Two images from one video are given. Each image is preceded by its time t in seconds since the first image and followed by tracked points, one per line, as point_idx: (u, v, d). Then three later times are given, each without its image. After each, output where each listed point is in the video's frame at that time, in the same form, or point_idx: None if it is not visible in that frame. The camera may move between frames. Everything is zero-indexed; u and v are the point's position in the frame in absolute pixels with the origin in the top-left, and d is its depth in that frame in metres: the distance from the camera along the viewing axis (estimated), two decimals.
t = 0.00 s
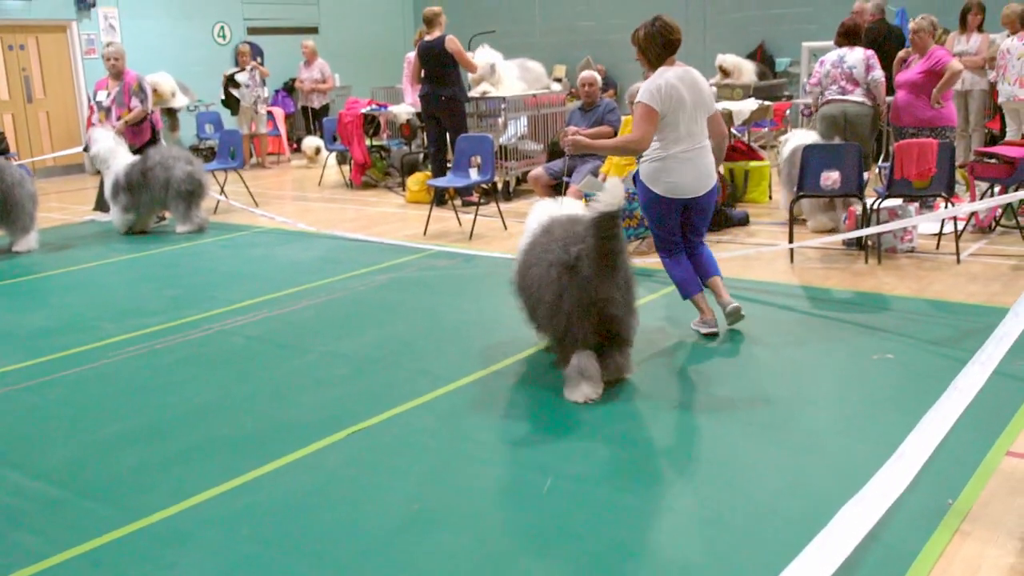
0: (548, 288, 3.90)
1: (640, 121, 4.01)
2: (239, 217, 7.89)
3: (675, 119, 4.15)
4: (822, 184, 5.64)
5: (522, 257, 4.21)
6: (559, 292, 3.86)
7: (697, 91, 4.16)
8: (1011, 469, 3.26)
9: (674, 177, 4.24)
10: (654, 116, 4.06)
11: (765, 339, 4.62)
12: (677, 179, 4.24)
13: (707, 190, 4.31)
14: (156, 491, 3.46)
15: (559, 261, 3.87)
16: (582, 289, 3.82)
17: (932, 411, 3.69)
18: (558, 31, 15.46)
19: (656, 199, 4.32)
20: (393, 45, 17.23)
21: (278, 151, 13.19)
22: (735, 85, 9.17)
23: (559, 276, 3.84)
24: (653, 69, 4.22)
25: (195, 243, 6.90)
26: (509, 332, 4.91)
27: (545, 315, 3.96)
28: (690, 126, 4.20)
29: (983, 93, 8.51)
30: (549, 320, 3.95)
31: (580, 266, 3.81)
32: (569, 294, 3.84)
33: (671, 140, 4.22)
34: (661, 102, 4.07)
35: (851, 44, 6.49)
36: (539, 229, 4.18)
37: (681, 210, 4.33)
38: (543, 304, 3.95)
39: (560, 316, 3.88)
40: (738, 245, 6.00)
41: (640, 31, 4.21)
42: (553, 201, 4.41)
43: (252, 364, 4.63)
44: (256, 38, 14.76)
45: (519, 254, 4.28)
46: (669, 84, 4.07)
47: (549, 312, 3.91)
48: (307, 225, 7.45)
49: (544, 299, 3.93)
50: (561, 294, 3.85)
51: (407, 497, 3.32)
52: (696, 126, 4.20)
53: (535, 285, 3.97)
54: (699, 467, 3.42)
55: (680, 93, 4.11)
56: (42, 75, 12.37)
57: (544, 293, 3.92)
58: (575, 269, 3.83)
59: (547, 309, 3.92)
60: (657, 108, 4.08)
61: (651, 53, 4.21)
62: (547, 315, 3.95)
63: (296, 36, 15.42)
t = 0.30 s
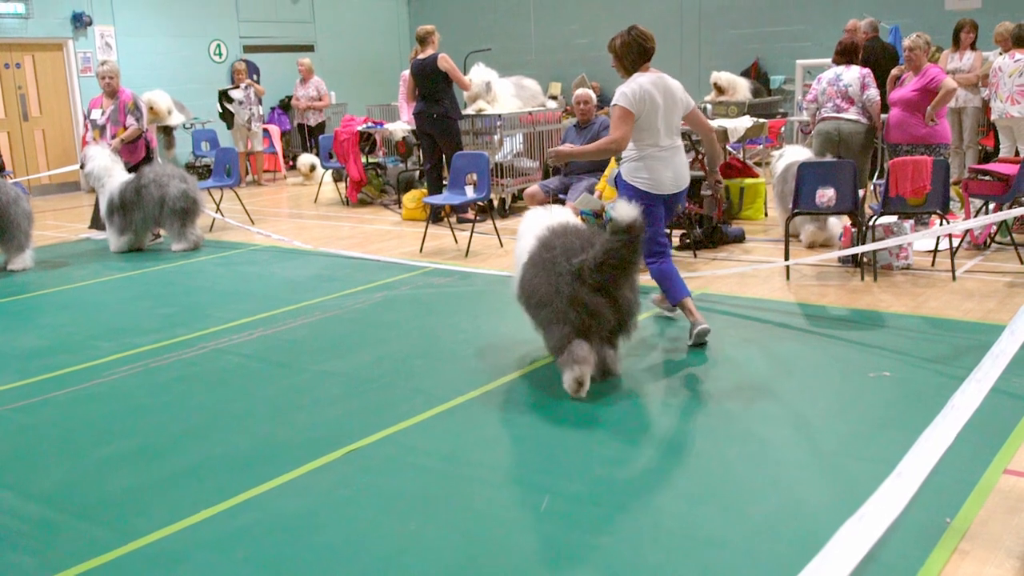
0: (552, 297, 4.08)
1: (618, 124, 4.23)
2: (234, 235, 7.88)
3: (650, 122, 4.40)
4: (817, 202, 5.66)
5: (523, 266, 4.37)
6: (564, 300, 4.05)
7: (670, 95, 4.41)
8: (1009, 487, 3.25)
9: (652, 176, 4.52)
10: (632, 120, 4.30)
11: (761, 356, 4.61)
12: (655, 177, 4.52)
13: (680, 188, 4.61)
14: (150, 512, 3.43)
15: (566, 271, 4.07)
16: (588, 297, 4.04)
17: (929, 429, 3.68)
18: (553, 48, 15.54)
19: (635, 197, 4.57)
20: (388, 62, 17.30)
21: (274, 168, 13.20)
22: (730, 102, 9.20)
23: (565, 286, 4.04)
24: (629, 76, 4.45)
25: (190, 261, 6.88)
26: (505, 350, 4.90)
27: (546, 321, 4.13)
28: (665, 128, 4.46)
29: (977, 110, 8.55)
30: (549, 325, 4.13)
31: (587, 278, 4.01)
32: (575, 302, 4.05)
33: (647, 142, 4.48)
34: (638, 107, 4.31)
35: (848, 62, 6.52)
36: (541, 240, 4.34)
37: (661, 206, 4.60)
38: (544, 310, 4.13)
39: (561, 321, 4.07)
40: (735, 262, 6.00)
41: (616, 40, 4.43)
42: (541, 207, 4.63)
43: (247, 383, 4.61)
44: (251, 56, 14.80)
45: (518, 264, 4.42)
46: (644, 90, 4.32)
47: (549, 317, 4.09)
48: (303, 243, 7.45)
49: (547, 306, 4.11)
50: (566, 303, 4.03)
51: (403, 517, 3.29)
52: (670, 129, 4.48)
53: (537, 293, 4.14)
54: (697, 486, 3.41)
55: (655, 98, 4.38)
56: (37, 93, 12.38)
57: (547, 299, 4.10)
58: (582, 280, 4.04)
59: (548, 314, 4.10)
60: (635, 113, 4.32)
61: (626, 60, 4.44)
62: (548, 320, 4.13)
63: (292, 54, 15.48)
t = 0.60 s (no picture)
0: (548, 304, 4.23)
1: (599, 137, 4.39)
2: (233, 249, 7.88)
3: (629, 136, 4.56)
4: (816, 218, 5.66)
5: (518, 270, 4.54)
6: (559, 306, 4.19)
7: (648, 111, 4.57)
8: (1008, 504, 3.24)
9: (628, 187, 4.68)
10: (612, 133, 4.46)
11: (760, 373, 4.60)
12: (630, 188, 4.67)
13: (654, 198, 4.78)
14: (147, 526, 3.41)
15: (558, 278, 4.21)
16: (581, 303, 4.16)
17: (928, 446, 3.67)
18: (552, 64, 15.61)
19: (612, 205, 4.73)
20: (388, 77, 17.35)
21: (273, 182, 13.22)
22: (728, 118, 9.23)
23: (559, 294, 4.18)
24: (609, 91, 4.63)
25: (188, 275, 6.87)
26: (503, 365, 4.89)
27: (546, 325, 4.32)
28: (643, 141, 4.62)
29: (975, 127, 8.57)
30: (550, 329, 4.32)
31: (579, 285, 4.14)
32: (569, 308, 4.18)
33: (624, 154, 4.64)
34: (618, 121, 4.47)
35: (853, 80, 6.50)
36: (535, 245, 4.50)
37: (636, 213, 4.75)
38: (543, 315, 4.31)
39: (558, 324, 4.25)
40: (733, 277, 6.00)
41: (600, 56, 4.60)
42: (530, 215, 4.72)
43: (244, 398, 4.59)
44: (251, 70, 14.84)
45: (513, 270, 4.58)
46: (624, 105, 4.48)
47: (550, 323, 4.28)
48: (301, 257, 7.44)
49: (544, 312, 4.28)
50: (561, 309, 4.18)
51: (400, 533, 3.27)
52: (648, 141, 4.62)
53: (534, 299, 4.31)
54: (695, 502, 3.39)
55: (634, 112, 4.53)
56: (37, 107, 12.41)
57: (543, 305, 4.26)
58: (575, 286, 4.17)
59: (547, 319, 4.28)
60: (615, 124, 4.47)
61: (607, 75, 4.60)
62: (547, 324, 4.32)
63: (292, 68, 15.53)
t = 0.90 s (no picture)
0: (551, 294, 4.45)
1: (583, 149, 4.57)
2: (236, 253, 7.88)
3: (614, 148, 4.75)
4: (820, 226, 5.65)
5: (520, 265, 4.77)
6: (562, 296, 4.41)
7: (632, 124, 4.79)
8: (1012, 515, 3.23)
9: (613, 197, 4.87)
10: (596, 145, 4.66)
11: (763, 381, 4.59)
12: (615, 198, 4.86)
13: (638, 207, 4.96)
14: (150, 530, 3.40)
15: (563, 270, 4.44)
16: (584, 295, 4.37)
17: (932, 456, 3.65)
18: (556, 70, 15.64)
19: (597, 214, 4.93)
20: (392, 83, 17.39)
21: (277, 187, 13.23)
22: (733, 125, 9.22)
23: (564, 285, 4.40)
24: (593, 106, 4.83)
25: (191, 279, 6.87)
26: (505, 371, 4.88)
27: (549, 316, 4.52)
28: (626, 153, 4.82)
29: (979, 135, 8.57)
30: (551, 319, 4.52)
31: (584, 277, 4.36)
32: (573, 298, 4.39)
33: (609, 165, 4.83)
34: (602, 133, 4.67)
35: (863, 87, 6.48)
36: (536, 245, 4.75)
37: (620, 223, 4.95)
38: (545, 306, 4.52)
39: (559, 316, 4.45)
40: (737, 284, 5.99)
41: (585, 70, 4.81)
42: (521, 214, 5.06)
43: (247, 402, 4.58)
44: (256, 75, 14.86)
45: (515, 270, 4.80)
46: (607, 118, 4.68)
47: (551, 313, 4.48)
48: (305, 262, 7.45)
49: (547, 302, 4.48)
50: (566, 299, 4.39)
51: (402, 538, 3.27)
52: (631, 155, 4.84)
53: (537, 291, 4.52)
54: (699, 510, 3.38)
55: (620, 125, 4.74)
56: (42, 110, 12.43)
57: (546, 296, 4.48)
58: (580, 278, 4.39)
59: (549, 310, 4.48)
60: (602, 136, 4.66)
61: (593, 90, 4.81)
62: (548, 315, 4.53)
63: (296, 73, 15.57)
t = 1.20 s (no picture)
0: (561, 287, 4.68)
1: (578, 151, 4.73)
2: (247, 259, 7.91)
3: (603, 148, 4.94)
4: (830, 235, 5.64)
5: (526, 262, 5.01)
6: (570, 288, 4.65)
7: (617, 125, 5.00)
8: None
9: (600, 196, 5.05)
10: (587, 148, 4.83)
11: (774, 390, 4.57)
12: (602, 197, 5.04)
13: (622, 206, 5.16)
14: (159, 537, 3.40)
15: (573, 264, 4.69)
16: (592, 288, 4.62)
17: (944, 466, 3.63)
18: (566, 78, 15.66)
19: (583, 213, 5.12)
20: (402, 90, 17.42)
21: (287, 194, 13.27)
22: (743, 133, 9.22)
23: (574, 277, 4.64)
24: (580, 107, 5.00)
25: (202, 286, 6.89)
26: (515, 379, 4.88)
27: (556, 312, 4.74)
28: (611, 154, 5.01)
29: (991, 144, 8.55)
30: (557, 312, 4.74)
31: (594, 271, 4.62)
32: (581, 291, 4.63)
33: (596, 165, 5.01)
34: (593, 135, 4.84)
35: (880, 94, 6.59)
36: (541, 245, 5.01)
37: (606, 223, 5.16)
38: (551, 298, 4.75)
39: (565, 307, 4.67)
40: (747, 292, 5.98)
41: (573, 73, 4.96)
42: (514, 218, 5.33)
43: (257, 409, 4.59)
44: (267, 82, 14.93)
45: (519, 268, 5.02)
46: (597, 120, 4.86)
47: (557, 305, 4.71)
48: (315, 268, 7.46)
49: (555, 295, 4.72)
50: (574, 294, 4.62)
51: (412, 546, 3.26)
52: (616, 154, 5.04)
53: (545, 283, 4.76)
54: (710, 519, 3.37)
55: (607, 126, 4.93)
56: (55, 116, 12.51)
57: (555, 288, 4.71)
58: (587, 274, 4.63)
59: (555, 301, 4.71)
60: (593, 137, 4.84)
61: (579, 92, 4.98)
62: (553, 308, 4.75)
63: (307, 81, 15.63)
